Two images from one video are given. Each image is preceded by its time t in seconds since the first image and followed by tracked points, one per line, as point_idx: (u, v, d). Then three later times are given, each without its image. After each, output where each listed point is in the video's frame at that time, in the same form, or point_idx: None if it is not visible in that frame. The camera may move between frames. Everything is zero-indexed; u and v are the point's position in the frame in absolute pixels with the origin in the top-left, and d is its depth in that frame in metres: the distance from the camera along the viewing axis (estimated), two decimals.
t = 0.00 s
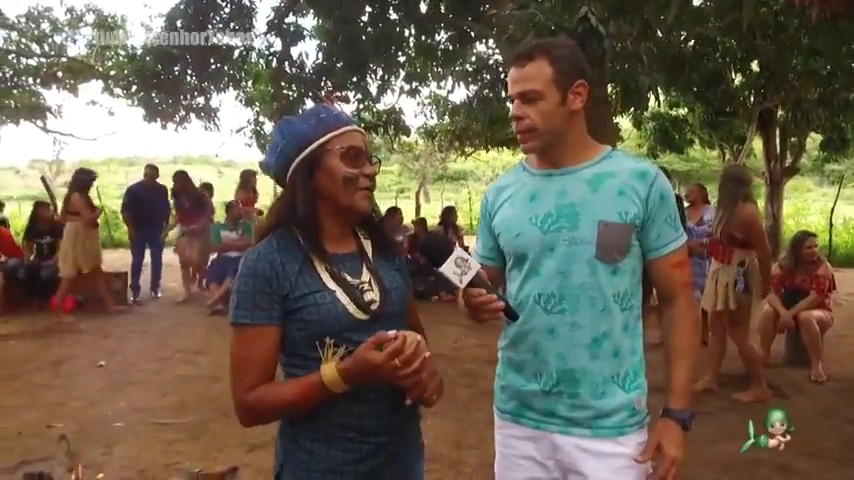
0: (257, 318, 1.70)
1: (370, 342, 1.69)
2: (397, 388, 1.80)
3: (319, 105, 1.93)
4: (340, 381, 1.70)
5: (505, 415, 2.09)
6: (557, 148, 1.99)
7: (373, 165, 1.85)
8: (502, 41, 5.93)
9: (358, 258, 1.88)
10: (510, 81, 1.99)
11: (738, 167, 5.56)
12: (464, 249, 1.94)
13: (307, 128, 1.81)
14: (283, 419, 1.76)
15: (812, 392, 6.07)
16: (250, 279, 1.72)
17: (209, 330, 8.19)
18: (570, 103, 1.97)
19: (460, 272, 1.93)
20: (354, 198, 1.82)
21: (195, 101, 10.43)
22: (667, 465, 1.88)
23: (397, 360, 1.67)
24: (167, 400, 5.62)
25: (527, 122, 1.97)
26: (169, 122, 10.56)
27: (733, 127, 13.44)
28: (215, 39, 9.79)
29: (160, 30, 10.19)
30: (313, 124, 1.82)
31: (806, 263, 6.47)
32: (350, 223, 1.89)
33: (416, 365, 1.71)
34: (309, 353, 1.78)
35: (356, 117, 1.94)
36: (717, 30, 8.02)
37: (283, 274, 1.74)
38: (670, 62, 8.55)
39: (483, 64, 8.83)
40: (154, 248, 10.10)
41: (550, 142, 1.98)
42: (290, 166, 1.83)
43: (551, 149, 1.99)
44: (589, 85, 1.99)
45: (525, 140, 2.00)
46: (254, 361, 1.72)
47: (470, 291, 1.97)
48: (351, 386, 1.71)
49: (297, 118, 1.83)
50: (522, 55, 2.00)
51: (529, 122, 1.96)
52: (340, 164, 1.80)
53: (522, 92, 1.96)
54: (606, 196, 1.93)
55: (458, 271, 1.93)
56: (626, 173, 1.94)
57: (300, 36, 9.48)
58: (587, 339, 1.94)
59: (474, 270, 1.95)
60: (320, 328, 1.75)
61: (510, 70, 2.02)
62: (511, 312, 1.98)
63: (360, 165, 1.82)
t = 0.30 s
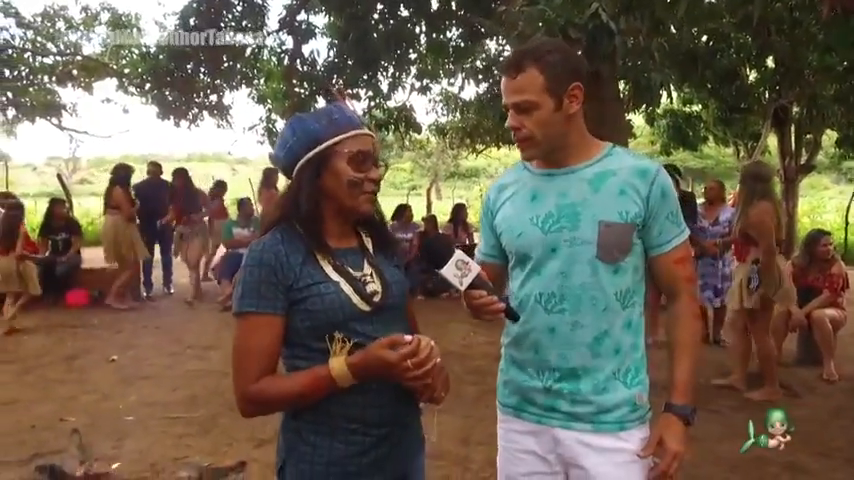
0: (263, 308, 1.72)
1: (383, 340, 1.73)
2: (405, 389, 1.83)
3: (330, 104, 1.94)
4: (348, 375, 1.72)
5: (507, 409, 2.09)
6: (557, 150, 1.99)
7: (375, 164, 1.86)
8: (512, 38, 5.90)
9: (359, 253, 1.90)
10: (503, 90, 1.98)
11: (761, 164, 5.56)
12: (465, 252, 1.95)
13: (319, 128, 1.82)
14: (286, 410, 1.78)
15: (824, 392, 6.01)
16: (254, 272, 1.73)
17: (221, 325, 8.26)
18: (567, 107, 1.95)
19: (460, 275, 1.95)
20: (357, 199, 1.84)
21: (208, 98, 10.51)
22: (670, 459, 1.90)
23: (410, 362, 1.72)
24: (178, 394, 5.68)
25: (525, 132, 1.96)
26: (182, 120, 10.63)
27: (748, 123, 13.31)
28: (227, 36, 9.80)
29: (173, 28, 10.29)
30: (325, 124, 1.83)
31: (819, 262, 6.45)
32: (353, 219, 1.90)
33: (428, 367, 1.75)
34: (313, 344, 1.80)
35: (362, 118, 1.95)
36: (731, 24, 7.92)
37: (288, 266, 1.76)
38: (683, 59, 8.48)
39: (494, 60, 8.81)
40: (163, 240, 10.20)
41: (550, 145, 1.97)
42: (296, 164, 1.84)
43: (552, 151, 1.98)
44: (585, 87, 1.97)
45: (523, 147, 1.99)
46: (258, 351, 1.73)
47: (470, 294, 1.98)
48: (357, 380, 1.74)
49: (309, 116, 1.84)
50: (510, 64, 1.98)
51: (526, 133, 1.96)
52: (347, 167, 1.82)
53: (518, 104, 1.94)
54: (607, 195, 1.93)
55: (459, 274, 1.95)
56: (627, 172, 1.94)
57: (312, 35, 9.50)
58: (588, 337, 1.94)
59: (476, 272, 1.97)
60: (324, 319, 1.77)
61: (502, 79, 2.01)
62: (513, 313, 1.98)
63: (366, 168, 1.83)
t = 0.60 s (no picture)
0: (263, 301, 1.74)
1: (382, 341, 1.76)
2: (401, 389, 1.85)
3: (340, 104, 1.96)
4: (347, 372, 1.75)
5: (508, 404, 2.10)
6: (556, 152, 1.99)
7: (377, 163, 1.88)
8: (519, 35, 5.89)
9: (359, 248, 1.92)
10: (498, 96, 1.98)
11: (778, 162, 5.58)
12: (463, 255, 1.97)
13: (328, 128, 1.84)
14: (286, 402, 1.81)
15: (834, 392, 5.96)
16: (254, 266, 1.75)
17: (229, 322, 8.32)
18: (562, 110, 1.95)
19: (459, 277, 1.95)
20: (357, 200, 1.85)
21: (219, 97, 10.57)
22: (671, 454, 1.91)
23: (405, 364, 1.74)
24: (186, 390, 5.74)
25: (522, 138, 1.96)
26: (193, 118, 10.70)
27: (760, 121, 13.20)
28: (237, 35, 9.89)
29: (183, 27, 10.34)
30: (333, 124, 1.85)
31: (830, 262, 6.40)
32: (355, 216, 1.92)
33: (424, 371, 1.78)
34: (311, 337, 1.82)
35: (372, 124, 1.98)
36: (741, 20, 7.86)
37: (287, 261, 1.77)
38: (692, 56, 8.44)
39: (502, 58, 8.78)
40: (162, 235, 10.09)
41: (549, 148, 1.97)
42: (300, 163, 1.86)
43: (551, 152, 1.99)
44: (579, 89, 1.97)
45: (521, 151, 1.99)
46: (258, 343, 1.75)
47: (469, 296, 1.99)
48: (356, 376, 1.76)
49: (317, 115, 1.85)
50: (503, 72, 1.98)
51: (523, 139, 1.96)
52: (351, 169, 1.83)
53: (513, 111, 1.94)
54: (607, 194, 1.93)
55: (457, 277, 1.95)
56: (626, 170, 1.95)
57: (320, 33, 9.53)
58: (588, 334, 1.94)
59: (474, 275, 1.98)
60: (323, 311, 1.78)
61: (496, 86, 2.01)
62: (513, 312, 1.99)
63: (368, 172, 1.84)
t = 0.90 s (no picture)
0: (262, 295, 1.76)
1: (373, 347, 1.76)
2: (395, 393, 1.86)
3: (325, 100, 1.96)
4: (342, 372, 1.77)
5: (509, 401, 2.11)
6: (557, 146, 1.99)
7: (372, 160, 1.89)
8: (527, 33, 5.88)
9: (360, 245, 1.94)
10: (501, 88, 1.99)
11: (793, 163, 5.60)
12: (461, 248, 1.98)
13: (314, 129, 1.85)
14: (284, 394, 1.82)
15: (842, 392, 5.92)
16: (254, 260, 1.77)
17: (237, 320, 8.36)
18: (563, 103, 1.95)
19: (457, 269, 1.96)
20: (352, 197, 1.86)
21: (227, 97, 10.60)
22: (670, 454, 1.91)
23: (395, 373, 1.74)
24: (193, 387, 5.78)
25: (524, 129, 1.97)
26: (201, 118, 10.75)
27: (770, 120, 13.11)
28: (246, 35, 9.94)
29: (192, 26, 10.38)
30: (320, 124, 1.85)
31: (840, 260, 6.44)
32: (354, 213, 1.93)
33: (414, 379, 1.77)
34: (309, 330, 1.84)
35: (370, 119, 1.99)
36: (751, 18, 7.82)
37: (286, 257, 1.79)
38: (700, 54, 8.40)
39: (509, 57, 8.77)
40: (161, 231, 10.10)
41: (550, 141, 1.97)
42: (295, 160, 1.88)
43: (552, 147, 1.99)
44: (583, 83, 1.97)
45: (523, 143, 1.99)
46: (257, 335, 1.77)
47: (469, 289, 1.98)
48: (351, 375, 1.77)
49: (304, 116, 1.86)
50: (509, 62, 1.99)
51: (525, 131, 1.96)
52: (340, 167, 1.85)
53: (516, 102, 1.95)
54: (608, 191, 1.94)
55: (456, 269, 1.96)
56: (628, 167, 1.95)
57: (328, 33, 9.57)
58: (588, 331, 1.95)
59: (472, 268, 1.98)
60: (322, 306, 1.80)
61: (500, 79, 2.02)
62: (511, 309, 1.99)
63: (359, 168, 1.85)
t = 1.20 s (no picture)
0: (267, 291, 1.77)
1: (363, 321, 1.73)
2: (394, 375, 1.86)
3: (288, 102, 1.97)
4: (333, 357, 1.74)
5: (512, 400, 2.11)
6: (563, 138, 1.99)
7: (357, 156, 1.89)
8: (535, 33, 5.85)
9: (366, 242, 1.94)
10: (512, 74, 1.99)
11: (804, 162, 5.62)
12: (463, 241, 1.97)
13: (287, 143, 1.88)
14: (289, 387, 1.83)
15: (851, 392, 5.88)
16: (260, 259, 1.78)
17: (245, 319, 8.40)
18: (575, 93, 1.95)
19: (459, 262, 1.97)
20: (345, 194, 1.88)
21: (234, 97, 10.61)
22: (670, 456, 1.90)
23: (386, 337, 1.71)
24: (201, 385, 5.81)
25: (532, 114, 1.96)
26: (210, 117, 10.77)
27: (780, 119, 12.99)
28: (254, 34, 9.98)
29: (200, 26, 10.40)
30: (291, 135, 1.88)
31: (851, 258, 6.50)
32: (356, 208, 1.94)
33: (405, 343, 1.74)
34: (315, 327, 1.84)
35: (346, 109, 1.97)
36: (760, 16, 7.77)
37: (291, 254, 1.80)
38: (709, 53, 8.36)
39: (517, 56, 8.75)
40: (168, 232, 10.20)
41: (557, 132, 1.97)
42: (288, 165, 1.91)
43: (558, 139, 1.99)
44: (594, 74, 1.97)
45: (532, 131, 1.99)
46: (264, 330, 1.79)
47: (470, 282, 1.99)
48: (344, 360, 1.75)
49: (275, 134, 1.89)
50: (523, 48, 1.99)
51: (535, 116, 1.96)
52: (321, 168, 1.87)
53: (526, 87, 1.95)
54: (613, 188, 1.93)
55: (457, 261, 1.97)
56: (635, 164, 1.94)
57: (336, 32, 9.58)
58: (592, 329, 1.94)
59: (475, 260, 1.98)
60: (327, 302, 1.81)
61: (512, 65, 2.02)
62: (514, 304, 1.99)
63: (340, 163, 1.87)
